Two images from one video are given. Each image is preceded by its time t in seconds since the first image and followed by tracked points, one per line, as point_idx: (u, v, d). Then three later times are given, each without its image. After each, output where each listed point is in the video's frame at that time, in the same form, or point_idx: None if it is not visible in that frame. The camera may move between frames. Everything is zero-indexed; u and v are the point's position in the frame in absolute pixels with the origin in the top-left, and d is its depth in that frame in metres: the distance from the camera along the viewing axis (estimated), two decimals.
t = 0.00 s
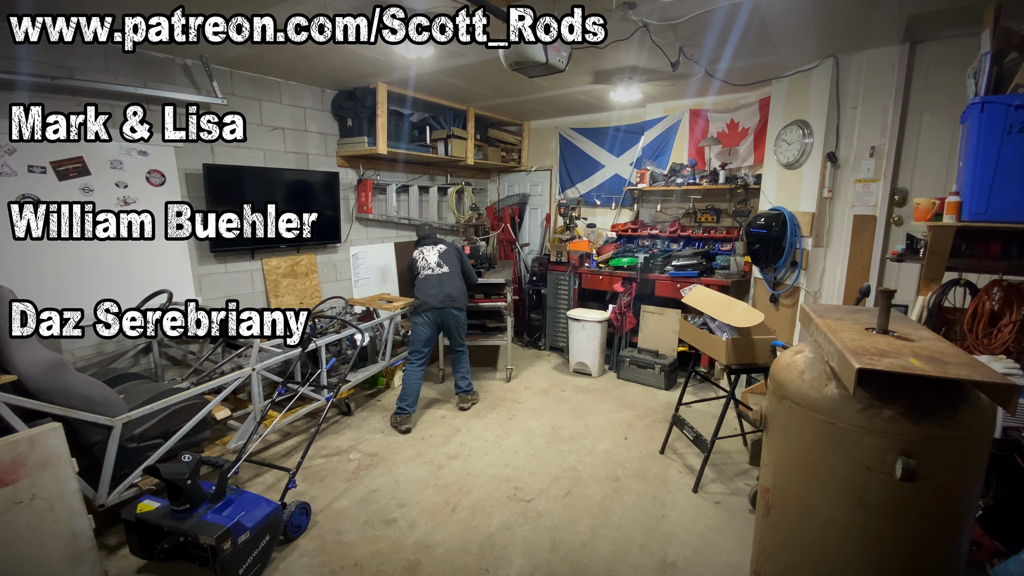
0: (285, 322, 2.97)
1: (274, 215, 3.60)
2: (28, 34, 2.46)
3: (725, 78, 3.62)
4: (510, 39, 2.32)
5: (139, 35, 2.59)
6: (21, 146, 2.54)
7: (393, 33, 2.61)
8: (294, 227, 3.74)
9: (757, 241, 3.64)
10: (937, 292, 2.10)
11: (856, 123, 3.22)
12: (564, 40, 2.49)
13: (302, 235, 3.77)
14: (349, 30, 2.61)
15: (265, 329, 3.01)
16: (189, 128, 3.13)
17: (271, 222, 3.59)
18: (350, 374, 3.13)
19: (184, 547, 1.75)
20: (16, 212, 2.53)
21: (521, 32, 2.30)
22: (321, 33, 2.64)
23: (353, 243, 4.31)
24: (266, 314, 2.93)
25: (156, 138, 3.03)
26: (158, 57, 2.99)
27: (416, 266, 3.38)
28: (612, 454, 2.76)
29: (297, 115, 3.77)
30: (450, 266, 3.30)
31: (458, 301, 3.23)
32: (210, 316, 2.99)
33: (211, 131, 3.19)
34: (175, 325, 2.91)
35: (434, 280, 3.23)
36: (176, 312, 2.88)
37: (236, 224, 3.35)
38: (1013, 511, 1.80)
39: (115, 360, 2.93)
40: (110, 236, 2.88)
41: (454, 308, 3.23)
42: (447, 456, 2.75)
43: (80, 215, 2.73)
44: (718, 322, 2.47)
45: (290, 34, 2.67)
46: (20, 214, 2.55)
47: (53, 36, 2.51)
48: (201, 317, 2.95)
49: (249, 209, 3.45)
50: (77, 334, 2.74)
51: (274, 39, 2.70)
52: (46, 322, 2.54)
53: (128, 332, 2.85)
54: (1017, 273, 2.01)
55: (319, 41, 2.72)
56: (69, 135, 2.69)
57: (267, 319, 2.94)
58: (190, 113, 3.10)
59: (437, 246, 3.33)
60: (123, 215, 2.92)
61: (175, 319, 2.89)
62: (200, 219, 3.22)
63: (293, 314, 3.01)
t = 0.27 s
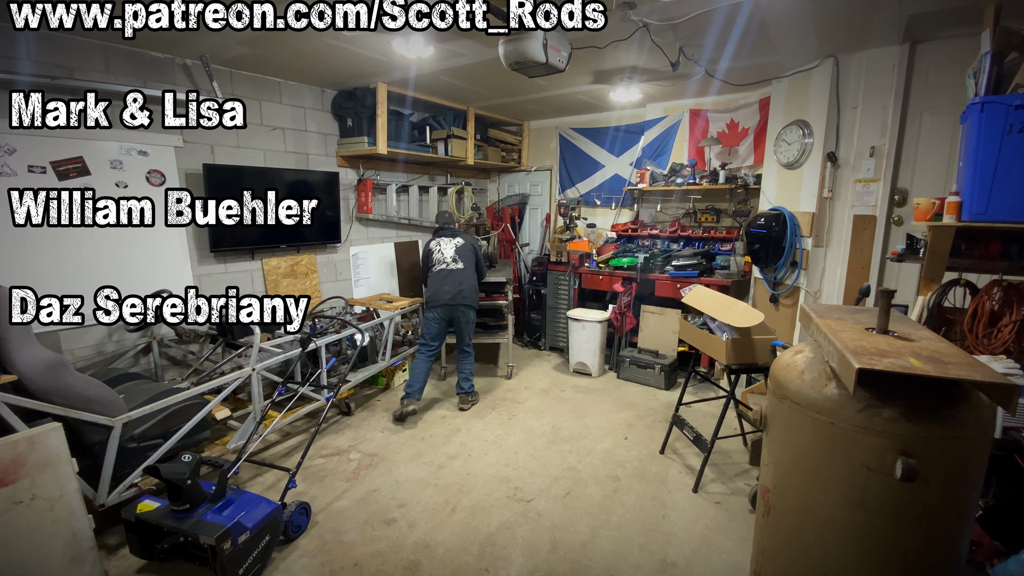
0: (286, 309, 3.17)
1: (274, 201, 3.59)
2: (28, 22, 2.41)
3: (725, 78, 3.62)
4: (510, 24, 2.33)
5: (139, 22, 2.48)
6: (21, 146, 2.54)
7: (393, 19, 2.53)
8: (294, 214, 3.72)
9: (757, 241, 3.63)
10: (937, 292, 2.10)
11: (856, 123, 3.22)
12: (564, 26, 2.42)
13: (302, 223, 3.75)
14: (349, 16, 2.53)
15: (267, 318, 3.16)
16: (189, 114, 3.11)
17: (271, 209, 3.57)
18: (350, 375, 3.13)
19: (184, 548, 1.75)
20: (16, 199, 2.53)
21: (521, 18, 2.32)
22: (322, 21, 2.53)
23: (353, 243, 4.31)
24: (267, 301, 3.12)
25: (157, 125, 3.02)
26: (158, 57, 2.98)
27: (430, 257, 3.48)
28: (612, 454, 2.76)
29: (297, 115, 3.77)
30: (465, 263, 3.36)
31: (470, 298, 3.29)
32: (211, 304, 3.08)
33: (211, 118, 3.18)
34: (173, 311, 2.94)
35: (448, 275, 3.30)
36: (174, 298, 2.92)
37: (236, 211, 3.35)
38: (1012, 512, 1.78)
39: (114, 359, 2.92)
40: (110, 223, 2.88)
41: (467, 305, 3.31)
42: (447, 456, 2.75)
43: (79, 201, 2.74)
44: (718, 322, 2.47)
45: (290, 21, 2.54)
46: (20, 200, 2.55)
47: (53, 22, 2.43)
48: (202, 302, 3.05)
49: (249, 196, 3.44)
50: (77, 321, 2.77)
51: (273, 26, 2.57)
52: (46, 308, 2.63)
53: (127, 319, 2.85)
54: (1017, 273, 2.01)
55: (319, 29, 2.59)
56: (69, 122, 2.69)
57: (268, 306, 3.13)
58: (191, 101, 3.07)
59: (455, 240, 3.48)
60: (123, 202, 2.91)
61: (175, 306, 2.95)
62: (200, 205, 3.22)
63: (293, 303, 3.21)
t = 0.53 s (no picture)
0: (286, 297, 3.33)
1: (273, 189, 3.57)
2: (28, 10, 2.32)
3: (725, 78, 3.62)
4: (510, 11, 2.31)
5: (138, 9, 2.35)
6: (22, 146, 2.53)
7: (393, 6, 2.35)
8: (294, 201, 3.68)
9: (757, 241, 3.63)
10: (937, 291, 2.10)
11: (856, 123, 3.22)
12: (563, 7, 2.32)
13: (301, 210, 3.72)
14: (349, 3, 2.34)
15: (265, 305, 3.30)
16: (189, 100, 3.07)
17: (272, 196, 3.55)
18: (350, 374, 3.14)
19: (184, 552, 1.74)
20: (16, 186, 2.51)
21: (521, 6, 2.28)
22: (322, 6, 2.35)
23: (353, 243, 4.31)
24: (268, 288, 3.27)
25: (157, 111, 2.99)
26: (158, 56, 2.99)
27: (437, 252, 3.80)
28: (611, 454, 2.77)
29: (297, 115, 3.77)
30: (467, 259, 3.72)
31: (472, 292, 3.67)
32: (211, 291, 3.21)
33: (211, 105, 3.13)
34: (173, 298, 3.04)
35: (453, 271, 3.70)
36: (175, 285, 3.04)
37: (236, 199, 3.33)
38: (1015, 511, 1.77)
39: (113, 360, 2.85)
40: (109, 209, 2.87)
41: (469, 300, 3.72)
42: (447, 456, 2.75)
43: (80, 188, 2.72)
44: (718, 322, 2.46)
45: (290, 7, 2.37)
46: (20, 186, 2.53)
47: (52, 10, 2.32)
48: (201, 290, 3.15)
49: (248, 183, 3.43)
50: (77, 308, 2.76)
51: (273, 12, 2.40)
52: (46, 296, 2.62)
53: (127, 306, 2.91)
54: (1017, 273, 2.01)
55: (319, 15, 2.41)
56: (69, 109, 2.67)
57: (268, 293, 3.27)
58: (191, 87, 3.03)
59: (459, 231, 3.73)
60: (123, 188, 2.90)
61: (175, 293, 3.05)
62: (200, 192, 3.21)
63: (294, 290, 3.41)
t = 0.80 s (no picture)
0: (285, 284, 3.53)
1: (272, 177, 3.48)
2: None
3: (725, 78, 3.62)
4: None
5: None
6: (22, 146, 2.53)
7: None
8: (294, 188, 3.52)
9: (757, 241, 3.56)
10: (937, 292, 2.13)
11: (856, 124, 3.22)
12: None
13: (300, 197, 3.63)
14: None
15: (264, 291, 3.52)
16: (190, 88, 3.01)
17: (272, 182, 3.46)
18: (351, 375, 3.19)
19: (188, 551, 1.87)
20: (16, 171, 2.51)
21: None
22: None
23: (353, 243, 4.32)
24: (267, 276, 3.42)
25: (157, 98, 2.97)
26: (157, 57, 2.99)
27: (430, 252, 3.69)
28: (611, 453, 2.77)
29: (297, 115, 3.77)
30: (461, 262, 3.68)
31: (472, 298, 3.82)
32: (210, 278, 3.22)
33: (211, 92, 3.05)
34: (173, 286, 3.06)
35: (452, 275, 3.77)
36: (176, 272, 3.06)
37: (236, 184, 3.30)
38: (1011, 511, 1.78)
39: (104, 361, 2.80)
40: (110, 195, 2.86)
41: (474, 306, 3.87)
42: (447, 456, 2.75)
43: (79, 174, 2.70)
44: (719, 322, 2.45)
45: None
46: (20, 173, 2.53)
47: None
48: (201, 276, 3.16)
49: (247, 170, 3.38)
50: (78, 295, 2.76)
51: None
52: (46, 282, 2.63)
53: (127, 293, 2.92)
54: (1017, 273, 2.00)
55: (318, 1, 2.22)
56: (69, 96, 2.65)
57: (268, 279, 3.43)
58: (190, 74, 2.96)
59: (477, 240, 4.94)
60: (123, 175, 2.88)
61: (175, 280, 3.06)
62: (200, 178, 3.20)
63: (292, 275, 3.55)
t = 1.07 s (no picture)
0: (286, 271, 3.46)
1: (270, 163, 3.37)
2: None
3: (725, 78, 3.62)
4: None
5: None
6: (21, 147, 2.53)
7: None
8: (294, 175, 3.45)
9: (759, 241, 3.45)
10: (937, 292, 2.09)
11: (856, 124, 3.27)
12: None
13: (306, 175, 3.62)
14: None
15: (264, 278, 3.51)
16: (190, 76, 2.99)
17: (271, 169, 3.28)
18: (346, 377, 3.18)
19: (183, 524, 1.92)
20: (15, 158, 2.43)
21: None
22: None
23: (353, 243, 4.32)
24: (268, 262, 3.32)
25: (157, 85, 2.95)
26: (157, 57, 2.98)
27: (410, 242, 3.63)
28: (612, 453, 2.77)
29: (297, 115, 3.77)
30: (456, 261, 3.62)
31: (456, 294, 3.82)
32: (210, 264, 3.21)
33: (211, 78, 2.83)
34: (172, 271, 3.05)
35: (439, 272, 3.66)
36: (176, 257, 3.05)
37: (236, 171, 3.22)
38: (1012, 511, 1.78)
39: (102, 362, 2.88)
40: (110, 181, 2.75)
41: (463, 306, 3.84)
42: (447, 456, 2.75)
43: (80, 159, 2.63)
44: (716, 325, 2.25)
45: None
46: (20, 159, 2.44)
47: None
48: (202, 263, 3.15)
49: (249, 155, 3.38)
50: (77, 282, 2.71)
51: None
52: (46, 269, 2.53)
53: (127, 280, 2.87)
54: (1017, 273, 2.01)
55: None
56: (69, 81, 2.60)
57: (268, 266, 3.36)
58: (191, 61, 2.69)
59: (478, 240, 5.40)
60: (123, 161, 2.76)
61: (175, 267, 3.05)
62: (199, 165, 3.21)
63: (292, 263, 3.48)
